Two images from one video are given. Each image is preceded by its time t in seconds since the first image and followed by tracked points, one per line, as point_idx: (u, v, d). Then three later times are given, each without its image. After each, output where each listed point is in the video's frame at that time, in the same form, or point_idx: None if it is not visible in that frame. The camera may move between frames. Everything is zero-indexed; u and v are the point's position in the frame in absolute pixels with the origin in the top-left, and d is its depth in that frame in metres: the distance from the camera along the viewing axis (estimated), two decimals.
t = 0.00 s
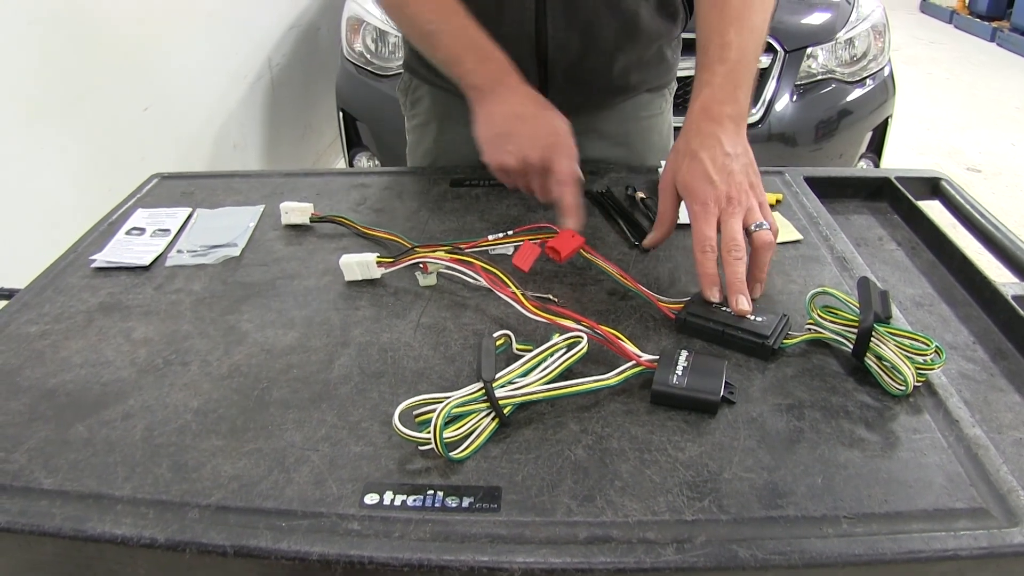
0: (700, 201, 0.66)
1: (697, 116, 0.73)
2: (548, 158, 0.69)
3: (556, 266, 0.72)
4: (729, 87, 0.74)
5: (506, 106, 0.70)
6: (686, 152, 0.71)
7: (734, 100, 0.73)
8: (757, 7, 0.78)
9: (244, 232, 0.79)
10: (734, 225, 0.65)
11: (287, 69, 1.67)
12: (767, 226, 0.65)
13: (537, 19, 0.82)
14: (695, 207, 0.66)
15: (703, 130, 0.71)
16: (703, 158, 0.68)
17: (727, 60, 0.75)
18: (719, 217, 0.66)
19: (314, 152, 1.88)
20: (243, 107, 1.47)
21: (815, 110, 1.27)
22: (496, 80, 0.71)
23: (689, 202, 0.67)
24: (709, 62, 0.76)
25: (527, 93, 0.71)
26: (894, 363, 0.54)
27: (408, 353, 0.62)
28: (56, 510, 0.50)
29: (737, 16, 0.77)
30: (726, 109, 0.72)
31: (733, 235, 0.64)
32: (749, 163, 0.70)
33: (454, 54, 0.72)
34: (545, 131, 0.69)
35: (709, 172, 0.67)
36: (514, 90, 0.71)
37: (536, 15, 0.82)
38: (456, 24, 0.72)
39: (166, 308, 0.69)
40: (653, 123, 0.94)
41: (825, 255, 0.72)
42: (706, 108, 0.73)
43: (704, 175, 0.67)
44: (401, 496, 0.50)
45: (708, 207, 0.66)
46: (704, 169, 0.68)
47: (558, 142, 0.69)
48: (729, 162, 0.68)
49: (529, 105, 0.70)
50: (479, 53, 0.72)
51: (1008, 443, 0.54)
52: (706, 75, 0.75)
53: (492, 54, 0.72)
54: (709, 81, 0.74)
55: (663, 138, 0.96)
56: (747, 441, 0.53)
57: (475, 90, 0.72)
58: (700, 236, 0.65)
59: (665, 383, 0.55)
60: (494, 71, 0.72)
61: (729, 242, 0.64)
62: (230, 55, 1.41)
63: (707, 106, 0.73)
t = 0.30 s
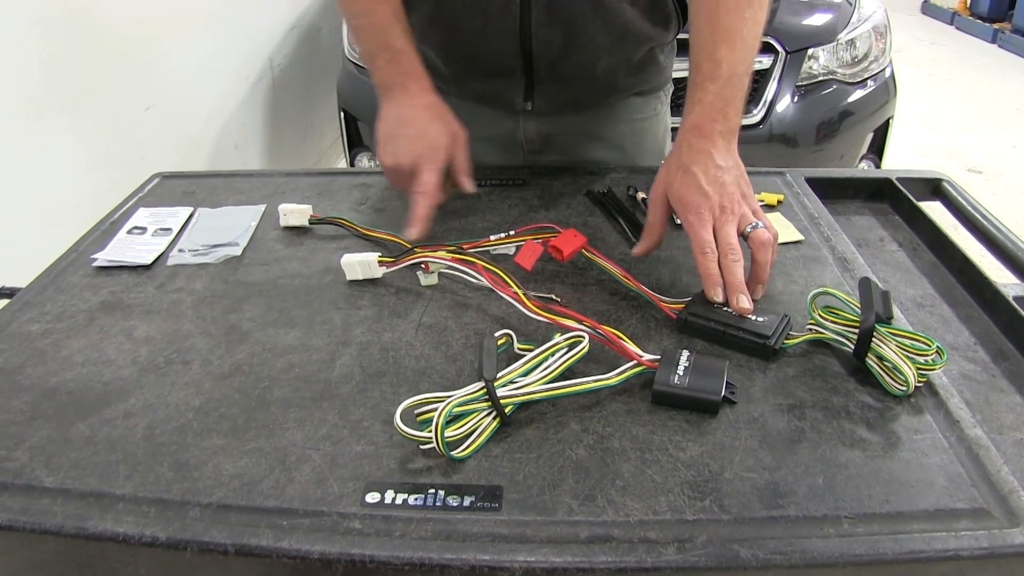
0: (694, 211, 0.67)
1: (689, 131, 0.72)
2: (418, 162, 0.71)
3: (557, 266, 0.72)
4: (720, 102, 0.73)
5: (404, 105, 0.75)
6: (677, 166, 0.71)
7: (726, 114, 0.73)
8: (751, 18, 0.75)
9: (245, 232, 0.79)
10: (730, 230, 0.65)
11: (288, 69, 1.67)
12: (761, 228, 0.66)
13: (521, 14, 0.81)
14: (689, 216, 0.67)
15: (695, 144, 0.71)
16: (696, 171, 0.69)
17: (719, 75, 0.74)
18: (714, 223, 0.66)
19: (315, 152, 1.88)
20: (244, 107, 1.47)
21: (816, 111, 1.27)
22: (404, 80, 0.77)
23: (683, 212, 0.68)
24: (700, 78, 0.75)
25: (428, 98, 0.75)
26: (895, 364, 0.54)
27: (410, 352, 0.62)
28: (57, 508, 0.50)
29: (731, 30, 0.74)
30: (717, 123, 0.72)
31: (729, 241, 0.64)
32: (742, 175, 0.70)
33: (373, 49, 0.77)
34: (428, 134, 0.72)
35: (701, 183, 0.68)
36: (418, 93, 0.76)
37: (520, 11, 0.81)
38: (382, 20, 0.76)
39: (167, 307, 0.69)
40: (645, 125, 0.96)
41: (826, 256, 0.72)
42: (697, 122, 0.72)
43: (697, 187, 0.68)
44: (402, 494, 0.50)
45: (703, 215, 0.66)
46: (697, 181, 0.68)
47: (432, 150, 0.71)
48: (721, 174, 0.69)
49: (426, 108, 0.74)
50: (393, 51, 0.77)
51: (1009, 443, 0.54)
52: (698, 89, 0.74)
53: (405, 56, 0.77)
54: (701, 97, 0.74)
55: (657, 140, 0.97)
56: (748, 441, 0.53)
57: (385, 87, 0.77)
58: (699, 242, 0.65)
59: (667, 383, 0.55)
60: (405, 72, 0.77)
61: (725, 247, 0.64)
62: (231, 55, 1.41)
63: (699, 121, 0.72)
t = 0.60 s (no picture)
0: (683, 214, 0.68)
1: (677, 134, 0.73)
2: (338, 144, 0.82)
3: (559, 265, 0.72)
4: (708, 103, 0.73)
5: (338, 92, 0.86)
6: (666, 168, 0.72)
7: (713, 114, 0.73)
8: (738, 18, 0.74)
9: (247, 231, 0.79)
10: (721, 231, 0.66)
11: (290, 69, 1.67)
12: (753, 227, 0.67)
13: (516, 13, 0.82)
14: (679, 219, 0.68)
15: (683, 145, 0.72)
16: (685, 174, 0.70)
17: (705, 77, 0.74)
18: (705, 225, 0.67)
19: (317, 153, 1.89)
20: (245, 107, 1.47)
21: (818, 111, 1.27)
22: (342, 70, 0.87)
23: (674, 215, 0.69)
24: (688, 79, 0.75)
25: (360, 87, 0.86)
26: (896, 364, 0.54)
27: (411, 352, 0.62)
28: (58, 506, 0.50)
29: (717, 30, 0.74)
30: (705, 124, 0.72)
31: (721, 243, 0.65)
32: (731, 174, 0.70)
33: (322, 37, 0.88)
34: (351, 120, 0.83)
35: (691, 186, 0.69)
36: (352, 82, 0.86)
37: (515, 9, 0.81)
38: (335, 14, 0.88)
39: (169, 306, 0.69)
40: (640, 124, 0.95)
41: (828, 256, 0.72)
42: (685, 124, 0.73)
43: (686, 189, 0.69)
44: (403, 493, 0.50)
45: (693, 218, 0.67)
46: (686, 184, 0.69)
47: (352, 136, 0.83)
48: (709, 175, 0.69)
49: (357, 97, 0.85)
50: (336, 43, 0.88)
51: (1011, 444, 0.54)
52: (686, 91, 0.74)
53: (348, 48, 0.88)
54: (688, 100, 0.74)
55: (655, 140, 0.97)
56: (749, 441, 0.53)
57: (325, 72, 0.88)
58: (692, 245, 0.66)
59: (668, 382, 0.55)
60: (344, 62, 0.88)
61: (717, 248, 0.65)
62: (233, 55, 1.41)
63: (688, 123, 0.72)
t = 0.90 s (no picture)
0: (674, 218, 0.68)
1: (666, 133, 0.72)
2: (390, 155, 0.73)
3: (561, 264, 0.72)
4: (695, 101, 0.72)
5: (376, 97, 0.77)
6: (655, 169, 0.71)
7: (701, 111, 0.72)
8: (724, 10, 0.73)
9: (248, 230, 0.79)
10: (714, 232, 0.66)
11: (291, 69, 1.67)
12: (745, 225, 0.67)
13: (514, 12, 0.81)
14: (672, 222, 0.68)
15: (672, 144, 0.71)
16: (675, 175, 0.69)
17: (692, 73, 0.73)
18: (698, 226, 0.67)
19: (318, 152, 1.89)
20: (247, 107, 1.47)
21: (820, 110, 1.27)
22: (378, 77, 0.79)
23: (665, 218, 0.69)
24: (675, 75, 0.74)
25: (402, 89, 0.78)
26: (899, 363, 0.54)
27: (412, 351, 0.62)
28: (59, 506, 0.50)
29: (705, 24, 0.73)
30: (693, 122, 0.72)
31: (715, 244, 0.65)
32: (720, 173, 0.70)
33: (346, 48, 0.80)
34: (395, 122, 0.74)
35: (682, 187, 0.69)
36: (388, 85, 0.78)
37: (513, 8, 0.81)
38: (355, 14, 0.80)
39: (170, 306, 0.69)
40: (637, 122, 0.96)
41: (829, 255, 0.72)
42: (672, 123, 0.72)
43: (677, 191, 0.68)
44: (403, 493, 0.50)
45: (685, 220, 0.67)
46: (676, 186, 0.69)
47: (404, 138, 0.73)
48: (698, 176, 0.69)
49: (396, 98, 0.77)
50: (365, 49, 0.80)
51: (1013, 443, 0.54)
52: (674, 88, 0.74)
53: (380, 52, 0.81)
54: (675, 99, 0.73)
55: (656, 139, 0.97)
56: (751, 440, 0.52)
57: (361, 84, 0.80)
58: (686, 248, 0.66)
59: (669, 382, 0.55)
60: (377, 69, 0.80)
61: (712, 249, 0.65)
62: (234, 55, 1.41)
63: (676, 122, 0.72)
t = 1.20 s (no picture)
0: (672, 218, 0.67)
1: (662, 133, 0.72)
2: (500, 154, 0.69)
3: (562, 264, 0.72)
4: (692, 100, 0.72)
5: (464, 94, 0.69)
6: (651, 169, 0.70)
7: (698, 110, 0.72)
8: (720, 9, 0.74)
9: (249, 229, 0.79)
10: (712, 231, 0.66)
11: (292, 68, 1.67)
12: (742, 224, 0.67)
13: (516, 11, 0.81)
14: (670, 223, 0.67)
15: (669, 142, 0.71)
16: (673, 176, 0.69)
17: (688, 71, 0.73)
18: (696, 226, 0.67)
19: (319, 152, 1.89)
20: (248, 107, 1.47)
21: (822, 108, 1.27)
22: (462, 69, 0.71)
23: (663, 220, 0.68)
24: (671, 73, 0.74)
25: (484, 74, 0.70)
26: (901, 362, 0.54)
27: (413, 350, 0.62)
28: (59, 506, 0.50)
29: (700, 22, 0.74)
30: (689, 121, 0.71)
31: (714, 244, 0.65)
32: (717, 171, 0.70)
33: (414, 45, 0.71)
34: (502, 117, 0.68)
35: (680, 188, 0.68)
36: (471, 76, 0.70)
37: (514, 8, 0.81)
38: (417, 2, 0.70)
39: (171, 304, 0.69)
40: (635, 119, 0.95)
41: (832, 253, 0.72)
42: (668, 123, 0.72)
43: (675, 192, 0.68)
44: (405, 492, 0.49)
45: (683, 220, 0.67)
46: (673, 187, 0.68)
47: (521, 128, 0.68)
48: (695, 175, 0.69)
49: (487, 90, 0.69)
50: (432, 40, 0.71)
51: (1017, 442, 0.53)
52: (671, 87, 0.73)
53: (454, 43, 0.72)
54: (671, 98, 0.73)
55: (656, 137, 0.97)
56: (753, 439, 0.52)
57: (439, 80, 0.71)
58: (685, 248, 0.66)
59: (671, 381, 0.55)
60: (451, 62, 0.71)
61: (712, 249, 0.65)
62: (235, 55, 1.41)
63: (671, 122, 0.72)
